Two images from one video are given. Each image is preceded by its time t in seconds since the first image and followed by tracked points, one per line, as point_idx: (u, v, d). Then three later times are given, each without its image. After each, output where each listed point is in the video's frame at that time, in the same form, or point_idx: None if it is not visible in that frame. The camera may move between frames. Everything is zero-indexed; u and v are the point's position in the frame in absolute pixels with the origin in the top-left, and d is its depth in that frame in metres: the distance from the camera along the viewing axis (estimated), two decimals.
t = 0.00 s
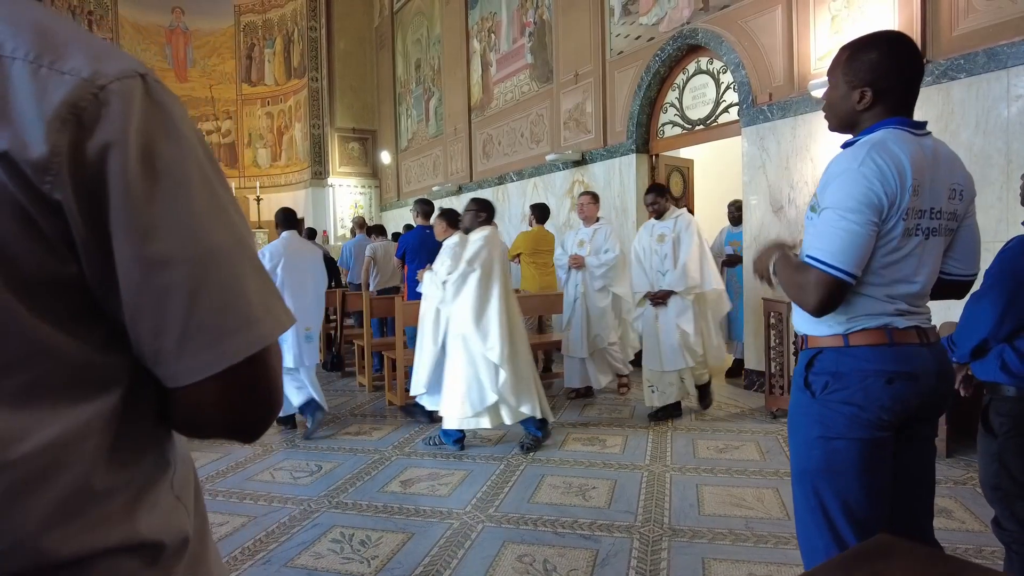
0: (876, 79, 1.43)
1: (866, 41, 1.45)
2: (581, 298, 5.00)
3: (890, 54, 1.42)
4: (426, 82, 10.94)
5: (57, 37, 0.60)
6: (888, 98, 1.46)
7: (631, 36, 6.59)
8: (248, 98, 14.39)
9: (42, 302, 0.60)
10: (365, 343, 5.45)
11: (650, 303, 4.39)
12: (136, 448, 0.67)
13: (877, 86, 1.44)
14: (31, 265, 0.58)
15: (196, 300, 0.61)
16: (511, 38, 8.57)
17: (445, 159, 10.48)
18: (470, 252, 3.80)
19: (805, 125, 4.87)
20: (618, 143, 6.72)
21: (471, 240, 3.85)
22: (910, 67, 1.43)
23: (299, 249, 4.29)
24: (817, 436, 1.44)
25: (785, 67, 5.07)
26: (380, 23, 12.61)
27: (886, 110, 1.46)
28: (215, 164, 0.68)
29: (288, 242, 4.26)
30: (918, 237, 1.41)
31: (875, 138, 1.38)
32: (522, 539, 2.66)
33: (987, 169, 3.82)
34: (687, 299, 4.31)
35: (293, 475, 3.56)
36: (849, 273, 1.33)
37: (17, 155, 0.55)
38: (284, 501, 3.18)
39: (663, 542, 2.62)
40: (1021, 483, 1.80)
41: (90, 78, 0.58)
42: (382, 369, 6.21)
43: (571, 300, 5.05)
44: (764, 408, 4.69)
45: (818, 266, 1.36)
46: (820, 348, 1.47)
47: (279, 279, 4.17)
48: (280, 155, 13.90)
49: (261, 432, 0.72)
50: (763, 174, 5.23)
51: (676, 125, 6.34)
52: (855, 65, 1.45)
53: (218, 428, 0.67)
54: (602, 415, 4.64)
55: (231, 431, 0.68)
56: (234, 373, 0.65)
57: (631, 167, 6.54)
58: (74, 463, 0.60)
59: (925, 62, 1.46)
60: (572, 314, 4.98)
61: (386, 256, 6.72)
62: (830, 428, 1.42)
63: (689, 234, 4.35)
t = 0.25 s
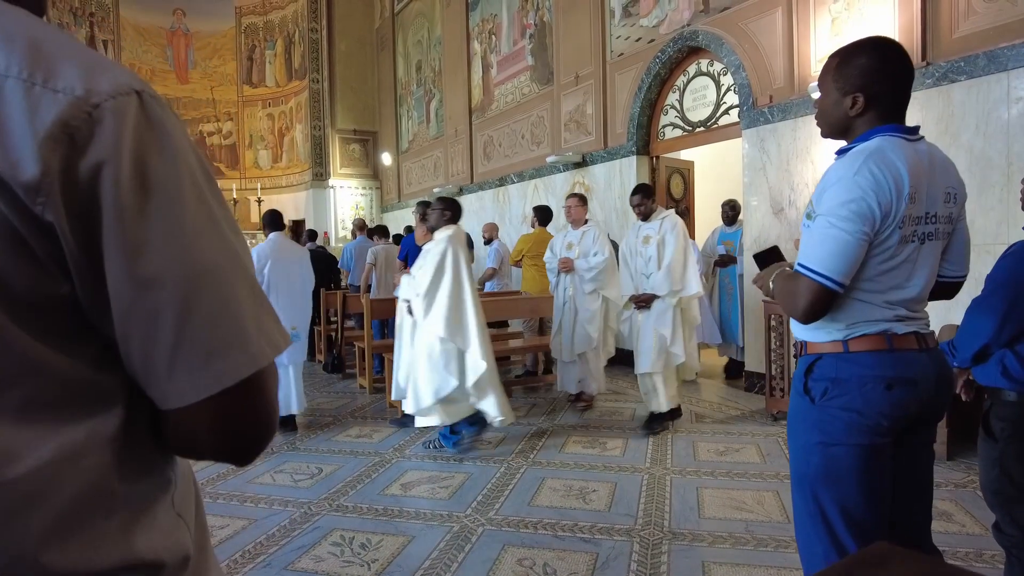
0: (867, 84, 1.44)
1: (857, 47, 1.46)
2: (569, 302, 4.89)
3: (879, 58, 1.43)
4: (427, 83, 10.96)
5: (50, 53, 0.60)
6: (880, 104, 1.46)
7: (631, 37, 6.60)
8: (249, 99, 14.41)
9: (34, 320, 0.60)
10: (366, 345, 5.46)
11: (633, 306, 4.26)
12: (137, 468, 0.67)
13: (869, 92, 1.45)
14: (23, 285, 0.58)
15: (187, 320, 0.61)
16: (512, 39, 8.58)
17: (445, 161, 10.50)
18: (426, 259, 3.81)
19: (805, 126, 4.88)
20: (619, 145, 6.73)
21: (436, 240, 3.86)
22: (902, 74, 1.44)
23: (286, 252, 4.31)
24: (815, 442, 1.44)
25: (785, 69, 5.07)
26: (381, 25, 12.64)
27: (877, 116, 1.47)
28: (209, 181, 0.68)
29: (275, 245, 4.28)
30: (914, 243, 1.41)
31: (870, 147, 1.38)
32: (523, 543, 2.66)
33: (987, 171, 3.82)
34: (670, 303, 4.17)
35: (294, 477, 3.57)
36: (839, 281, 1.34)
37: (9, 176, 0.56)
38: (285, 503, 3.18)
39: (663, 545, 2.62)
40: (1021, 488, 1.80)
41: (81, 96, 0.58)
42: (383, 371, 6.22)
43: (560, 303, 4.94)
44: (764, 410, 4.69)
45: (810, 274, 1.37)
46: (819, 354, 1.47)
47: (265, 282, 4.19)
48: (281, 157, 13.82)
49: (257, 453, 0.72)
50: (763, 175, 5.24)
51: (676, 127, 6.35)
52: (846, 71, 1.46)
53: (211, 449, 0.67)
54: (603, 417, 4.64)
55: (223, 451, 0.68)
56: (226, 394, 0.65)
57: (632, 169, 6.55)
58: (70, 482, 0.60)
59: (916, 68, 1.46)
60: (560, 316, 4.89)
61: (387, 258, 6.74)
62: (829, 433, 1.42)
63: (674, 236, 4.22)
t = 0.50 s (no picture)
0: (860, 93, 1.44)
1: (848, 57, 1.47)
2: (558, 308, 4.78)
3: (870, 66, 1.44)
4: (428, 87, 10.96)
5: (67, 82, 0.60)
6: (874, 112, 1.46)
7: (632, 41, 6.60)
8: (250, 102, 14.42)
9: (50, 350, 0.60)
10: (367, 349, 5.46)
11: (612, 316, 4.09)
12: (151, 493, 0.68)
13: (862, 100, 1.45)
14: (40, 316, 0.59)
15: (202, 351, 0.62)
16: (513, 43, 8.58)
17: (446, 164, 10.49)
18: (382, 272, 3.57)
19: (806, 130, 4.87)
20: (620, 149, 6.73)
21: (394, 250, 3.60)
22: (894, 82, 1.45)
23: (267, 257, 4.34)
24: (815, 452, 1.44)
25: (786, 73, 5.07)
26: (382, 28, 12.66)
27: (869, 125, 1.47)
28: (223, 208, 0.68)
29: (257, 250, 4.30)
30: (913, 252, 1.41)
31: (864, 157, 1.38)
32: (524, 549, 2.65)
33: (988, 175, 3.82)
34: (645, 318, 3.95)
35: (296, 482, 3.57)
36: (848, 294, 1.33)
37: (28, 210, 0.56)
38: (286, 509, 3.18)
39: (665, 552, 2.62)
40: None
41: (100, 128, 0.58)
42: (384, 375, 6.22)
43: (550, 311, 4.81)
44: (766, 415, 4.69)
45: (817, 288, 1.36)
46: (819, 364, 1.47)
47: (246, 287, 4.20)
48: (282, 159, 13.94)
49: (268, 479, 0.72)
50: (765, 179, 5.23)
51: (677, 130, 6.35)
52: (838, 80, 1.46)
53: (223, 476, 0.68)
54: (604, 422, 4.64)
55: (234, 479, 0.68)
56: (238, 424, 0.65)
57: (633, 172, 6.54)
58: (85, 509, 0.61)
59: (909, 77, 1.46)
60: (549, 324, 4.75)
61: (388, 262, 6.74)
62: (828, 444, 1.42)
63: (654, 247, 3.95)
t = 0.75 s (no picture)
0: (860, 101, 1.44)
1: (848, 65, 1.46)
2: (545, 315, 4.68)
3: (868, 75, 1.44)
4: (430, 92, 10.98)
5: (91, 107, 0.59)
6: (874, 121, 1.46)
7: (633, 46, 6.61)
8: (251, 107, 14.44)
9: (70, 374, 0.60)
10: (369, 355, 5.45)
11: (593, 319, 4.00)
12: (166, 513, 0.68)
13: (862, 109, 1.45)
14: (61, 342, 0.59)
15: (221, 378, 0.61)
16: (514, 48, 8.60)
17: (448, 168, 10.50)
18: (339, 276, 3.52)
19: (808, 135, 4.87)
20: (621, 154, 6.73)
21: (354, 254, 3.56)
22: (895, 92, 1.44)
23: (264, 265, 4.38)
24: (817, 462, 1.43)
25: (787, 78, 5.07)
26: (384, 33, 12.69)
27: (870, 132, 1.47)
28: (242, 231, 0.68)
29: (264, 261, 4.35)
30: (912, 261, 1.40)
31: (863, 166, 1.38)
32: (526, 557, 2.64)
33: (990, 181, 3.81)
34: (627, 320, 3.85)
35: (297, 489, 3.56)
36: (844, 302, 1.33)
37: (52, 237, 0.55)
38: (287, 516, 3.17)
39: (667, 559, 2.60)
40: None
41: (124, 153, 0.58)
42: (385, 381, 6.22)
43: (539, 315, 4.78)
44: (768, 421, 4.68)
45: (814, 297, 1.36)
46: (821, 373, 1.46)
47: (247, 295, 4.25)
48: (283, 164, 13.96)
49: (281, 502, 0.71)
50: (766, 184, 5.23)
51: (678, 135, 6.34)
52: (839, 88, 1.46)
53: (237, 499, 0.68)
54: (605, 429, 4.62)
55: (247, 501, 0.68)
56: (255, 450, 0.65)
57: (634, 177, 6.54)
58: (103, 531, 0.61)
59: (909, 86, 1.46)
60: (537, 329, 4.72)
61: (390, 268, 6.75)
62: (830, 453, 1.41)
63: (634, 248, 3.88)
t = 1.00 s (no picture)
0: (861, 109, 1.44)
1: (850, 73, 1.46)
2: (535, 320, 4.66)
3: (871, 82, 1.43)
4: (431, 98, 11.00)
5: (126, 126, 0.60)
6: (875, 128, 1.46)
7: (635, 53, 6.63)
8: (253, 114, 14.48)
9: (98, 388, 0.61)
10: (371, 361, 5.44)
11: (574, 325, 3.99)
12: (187, 524, 0.68)
13: (863, 116, 1.45)
14: (91, 357, 0.59)
15: (247, 394, 0.62)
16: (516, 54, 8.62)
17: (449, 174, 10.51)
18: (298, 278, 3.60)
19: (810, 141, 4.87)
20: (623, 160, 6.74)
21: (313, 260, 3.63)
22: (897, 100, 1.44)
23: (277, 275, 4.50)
24: (823, 470, 1.42)
25: (789, 85, 5.08)
26: (386, 39, 12.73)
27: (872, 139, 1.47)
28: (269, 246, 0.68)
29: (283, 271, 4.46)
30: (918, 267, 1.40)
31: (865, 173, 1.38)
32: (528, 565, 2.63)
33: (993, 187, 3.81)
34: (608, 328, 3.83)
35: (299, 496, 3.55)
36: (857, 310, 1.32)
37: (87, 255, 0.55)
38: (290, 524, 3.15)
39: (670, 567, 2.59)
40: None
41: (157, 172, 0.58)
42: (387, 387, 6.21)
43: (528, 322, 4.74)
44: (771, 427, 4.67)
45: (825, 307, 1.35)
46: (827, 381, 1.45)
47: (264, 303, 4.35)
48: (285, 170, 13.85)
49: (299, 514, 0.72)
50: (768, 190, 5.23)
51: (680, 141, 6.35)
52: (840, 96, 1.46)
53: (257, 511, 0.68)
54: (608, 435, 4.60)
55: (266, 513, 0.69)
56: (277, 464, 0.65)
57: (636, 183, 6.55)
58: (127, 542, 0.61)
59: (909, 92, 1.46)
60: (526, 336, 4.68)
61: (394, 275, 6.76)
62: (836, 461, 1.40)
63: (615, 257, 3.82)
